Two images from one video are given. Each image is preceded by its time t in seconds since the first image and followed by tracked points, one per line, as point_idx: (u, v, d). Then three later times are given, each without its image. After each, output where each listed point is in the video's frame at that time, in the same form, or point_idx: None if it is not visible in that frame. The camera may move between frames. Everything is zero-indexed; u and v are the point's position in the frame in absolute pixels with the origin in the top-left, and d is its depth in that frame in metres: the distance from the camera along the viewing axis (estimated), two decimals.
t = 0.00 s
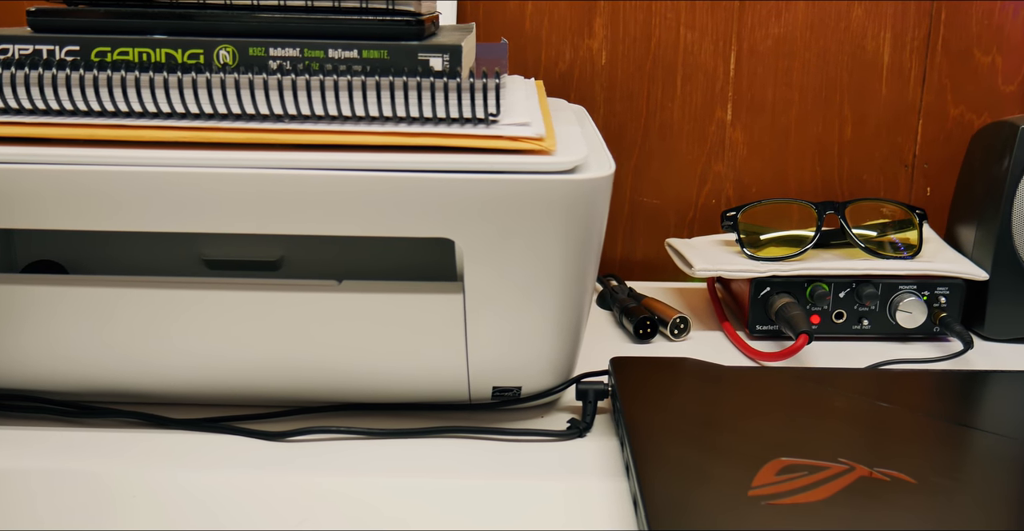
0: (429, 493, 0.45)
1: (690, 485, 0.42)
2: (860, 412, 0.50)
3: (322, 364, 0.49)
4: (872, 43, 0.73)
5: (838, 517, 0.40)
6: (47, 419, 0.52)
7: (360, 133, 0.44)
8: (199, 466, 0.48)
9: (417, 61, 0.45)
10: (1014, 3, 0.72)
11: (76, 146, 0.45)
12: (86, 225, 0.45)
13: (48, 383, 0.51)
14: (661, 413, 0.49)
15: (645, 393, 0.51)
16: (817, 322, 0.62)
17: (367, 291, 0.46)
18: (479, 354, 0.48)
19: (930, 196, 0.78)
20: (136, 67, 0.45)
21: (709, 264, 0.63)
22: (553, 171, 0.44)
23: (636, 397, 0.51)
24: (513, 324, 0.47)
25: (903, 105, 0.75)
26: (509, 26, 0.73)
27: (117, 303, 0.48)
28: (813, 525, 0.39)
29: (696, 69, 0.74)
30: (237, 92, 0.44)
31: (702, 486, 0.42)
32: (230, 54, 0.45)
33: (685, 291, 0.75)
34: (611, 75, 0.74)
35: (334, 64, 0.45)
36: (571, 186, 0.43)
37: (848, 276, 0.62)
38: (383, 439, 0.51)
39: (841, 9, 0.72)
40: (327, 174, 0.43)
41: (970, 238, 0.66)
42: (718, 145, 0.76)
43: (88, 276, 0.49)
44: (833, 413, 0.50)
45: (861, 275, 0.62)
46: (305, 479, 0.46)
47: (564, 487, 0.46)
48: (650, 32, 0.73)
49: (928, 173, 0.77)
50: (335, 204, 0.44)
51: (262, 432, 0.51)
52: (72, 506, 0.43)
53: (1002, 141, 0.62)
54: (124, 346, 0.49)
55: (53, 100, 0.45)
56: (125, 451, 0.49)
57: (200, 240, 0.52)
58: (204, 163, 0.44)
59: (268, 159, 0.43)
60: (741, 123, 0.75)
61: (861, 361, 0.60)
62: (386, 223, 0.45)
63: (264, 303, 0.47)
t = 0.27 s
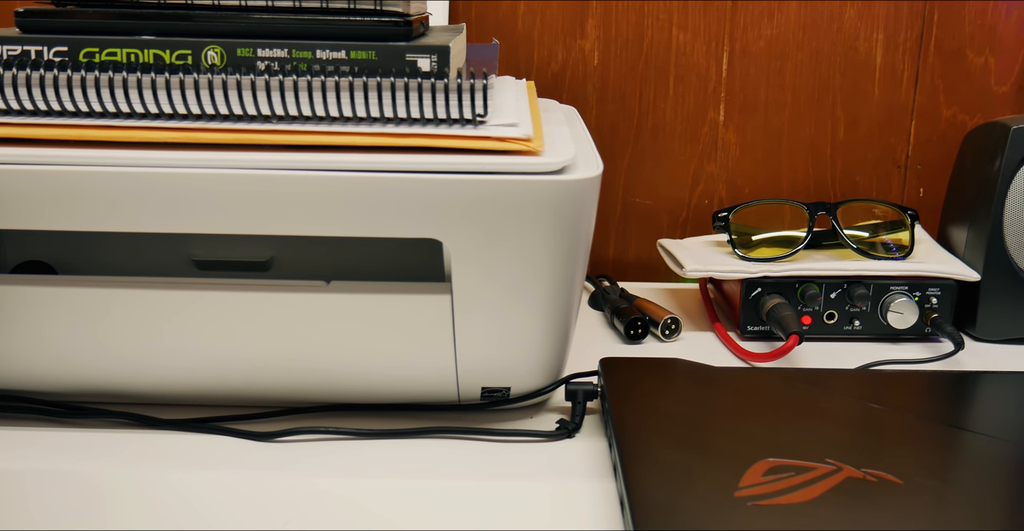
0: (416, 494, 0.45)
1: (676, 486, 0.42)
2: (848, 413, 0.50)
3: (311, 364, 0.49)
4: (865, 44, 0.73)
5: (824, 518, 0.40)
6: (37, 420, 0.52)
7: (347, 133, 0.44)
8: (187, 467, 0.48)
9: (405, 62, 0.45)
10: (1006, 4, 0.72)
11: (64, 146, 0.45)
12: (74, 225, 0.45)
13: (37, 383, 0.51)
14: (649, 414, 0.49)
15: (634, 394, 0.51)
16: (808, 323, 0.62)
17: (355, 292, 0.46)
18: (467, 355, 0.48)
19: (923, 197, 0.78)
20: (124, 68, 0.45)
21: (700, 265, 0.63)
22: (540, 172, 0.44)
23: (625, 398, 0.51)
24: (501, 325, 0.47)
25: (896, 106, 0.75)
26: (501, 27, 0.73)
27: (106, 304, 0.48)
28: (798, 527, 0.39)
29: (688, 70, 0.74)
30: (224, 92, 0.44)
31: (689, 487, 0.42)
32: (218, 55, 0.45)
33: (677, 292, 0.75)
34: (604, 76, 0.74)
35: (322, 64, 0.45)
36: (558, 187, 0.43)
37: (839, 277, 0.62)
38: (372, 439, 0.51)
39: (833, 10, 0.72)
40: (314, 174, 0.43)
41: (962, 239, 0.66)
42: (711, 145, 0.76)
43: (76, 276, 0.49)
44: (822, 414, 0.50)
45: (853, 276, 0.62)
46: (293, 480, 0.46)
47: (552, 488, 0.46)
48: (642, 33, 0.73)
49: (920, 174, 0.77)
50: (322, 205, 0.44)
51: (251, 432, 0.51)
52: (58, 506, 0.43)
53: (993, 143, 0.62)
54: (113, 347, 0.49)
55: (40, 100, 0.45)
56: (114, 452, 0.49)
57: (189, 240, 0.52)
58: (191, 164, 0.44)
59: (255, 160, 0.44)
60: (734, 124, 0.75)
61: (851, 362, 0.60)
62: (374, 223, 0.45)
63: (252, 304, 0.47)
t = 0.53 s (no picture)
0: (402, 494, 0.45)
1: (661, 487, 0.42)
2: (836, 413, 0.50)
3: (299, 365, 0.49)
4: (857, 45, 0.73)
5: (808, 518, 0.40)
6: (26, 420, 0.52)
7: (334, 134, 0.44)
8: (174, 466, 0.48)
9: (392, 63, 0.45)
10: (998, 5, 0.72)
11: (51, 147, 0.45)
12: (62, 226, 0.45)
13: (26, 383, 0.51)
14: (637, 415, 0.49)
15: (623, 395, 0.51)
16: (798, 323, 0.63)
17: (342, 292, 0.46)
18: (455, 356, 0.48)
19: (915, 197, 0.78)
20: (111, 68, 0.45)
21: (691, 265, 0.63)
22: (527, 173, 0.44)
23: (612, 399, 0.51)
24: (488, 325, 0.47)
25: (888, 107, 0.75)
26: (493, 27, 0.73)
27: (93, 304, 0.48)
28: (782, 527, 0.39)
29: (680, 70, 0.74)
30: (210, 93, 0.44)
31: (674, 488, 0.42)
32: (205, 56, 0.45)
33: (669, 292, 0.75)
34: (596, 76, 0.74)
35: (309, 65, 0.45)
36: (544, 188, 0.43)
37: (830, 278, 0.62)
38: (360, 440, 0.51)
39: (825, 10, 0.72)
40: (300, 174, 0.43)
41: (953, 240, 0.66)
42: (703, 146, 0.76)
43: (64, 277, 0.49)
44: (810, 414, 0.50)
45: (843, 277, 0.62)
46: (279, 479, 0.46)
47: (539, 488, 0.46)
48: (634, 33, 0.73)
49: (913, 175, 0.77)
50: (309, 205, 0.44)
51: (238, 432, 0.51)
52: (43, 506, 0.43)
53: (984, 144, 0.62)
54: (101, 347, 0.49)
55: (26, 101, 0.45)
56: (101, 452, 0.49)
57: (178, 241, 0.52)
58: (178, 164, 0.44)
59: (241, 160, 0.44)
60: (726, 125, 0.75)
61: (841, 362, 0.60)
62: (360, 224, 0.45)
63: (240, 304, 0.47)
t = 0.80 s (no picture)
0: (386, 494, 0.45)
1: (645, 488, 0.42)
2: (822, 414, 0.50)
3: (285, 365, 0.49)
4: (848, 46, 0.73)
5: (789, 519, 0.40)
6: (13, 420, 0.52)
7: (319, 135, 0.44)
8: (159, 467, 0.48)
9: (377, 63, 0.45)
10: (989, 7, 0.72)
11: (36, 147, 0.45)
12: (48, 226, 0.45)
13: (13, 383, 0.51)
14: (623, 417, 0.49)
15: (609, 396, 0.51)
16: (788, 324, 0.63)
17: (327, 293, 0.46)
18: (440, 356, 0.48)
19: (907, 198, 0.78)
20: (96, 68, 0.45)
21: (680, 266, 0.63)
22: (511, 173, 0.44)
23: (599, 399, 0.51)
24: (473, 326, 0.47)
25: (879, 108, 0.75)
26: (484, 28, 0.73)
27: (80, 304, 0.48)
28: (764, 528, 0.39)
29: (672, 71, 0.74)
30: (196, 94, 0.44)
31: (658, 489, 0.42)
32: (190, 56, 0.45)
33: (660, 293, 0.75)
34: (587, 76, 0.74)
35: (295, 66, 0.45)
36: (528, 188, 0.43)
37: (819, 279, 0.62)
38: (346, 440, 0.51)
39: (817, 12, 0.72)
40: (284, 175, 0.43)
41: (943, 241, 0.66)
42: (694, 147, 0.76)
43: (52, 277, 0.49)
44: (796, 415, 0.50)
45: (832, 278, 0.62)
46: (264, 480, 0.46)
47: (523, 489, 0.45)
48: (625, 34, 0.73)
49: (904, 176, 0.77)
50: (293, 206, 0.44)
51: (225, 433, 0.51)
52: (26, 505, 0.43)
53: (974, 145, 0.62)
54: (87, 347, 0.49)
55: (13, 101, 0.45)
56: (87, 452, 0.49)
57: (165, 241, 0.52)
58: (163, 164, 0.44)
59: (226, 160, 0.43)
60: (717, 126, 0.75)
61: (830, 363, 0.60)
62: (345, 224, 0.45)
63: (225, 304, 0.47)
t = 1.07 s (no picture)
0: (370, 494, 0.45)
1: (627, 490, 0.42)
2: (807, 415, 0.50)
3: (271, 365, 0.49)
4: (839, 48, 0.73)
5: (768, 521, 0.40)
6: None
7: (303, 135, 0.44)
8: (144, 466, 0.48)
9: (363, 64, 0.45)
10: (979, 8, 0.72)
11: (21, 147, 0.45)
12: (33, 226, 0.46)
13: None
14: (607, 418, 0.49)
15: (595, 397, 0.51)
16: (777, 325, 0.63)
17: (312, 293, 0.47)
18: (425, 357, 0.48)
19: (898, 199, 0.78)
20: (80, 68, 0.45)
21: (668, 267, 0.63)
22: (494, 174, 0.44)
23: (584, 400, 0.51)
24: (457, 327, 0.47)
25: (870, 109, 0.75)
26: (475, 29, 0.73)
27: (66, 305, 0.48)
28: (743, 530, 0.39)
29: (662, 72, 0.74)
30: (180, 94, 0.44)
31: (640, 491, 0.42)
32: (175, 57, 0.45)
33: (650, 294, 0.75)
34: (579, 78, 0.74)
35: (280, 66, 0.45)
36: (511, 189, 0.43)
37: (808, 279, 0.62)
38: (332, 440, 0.51)
39: (807, 13, 0.72)
40: (268, 175, 0.43)
41: (933, 242, 0.66)
42: (685, 148, 0.76)
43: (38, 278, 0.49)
44: (781, 416, 0.50)
45: (821, 279, 0.62)
46: (249, 479, 0.46)
47: (507, 489, 0.46)
48: (616, 35, 0.73)
49: (896, 177, 0.77)
50: (277, 206, 0.44)
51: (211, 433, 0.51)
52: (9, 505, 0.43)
53: (962, 146, 0.62)
54: (74, 347, 0.49)
55: None
56: (73, 452, 0.49)
57: (152, 241, 0.52)
58: (146, 164, 0.44)
59: (209, 161, 0.44)
60: (708, 127, 0.75)
61: (818, 364, 0.60)
62: (329, 225, 0.45)
63: (211, 305, 0.47)
